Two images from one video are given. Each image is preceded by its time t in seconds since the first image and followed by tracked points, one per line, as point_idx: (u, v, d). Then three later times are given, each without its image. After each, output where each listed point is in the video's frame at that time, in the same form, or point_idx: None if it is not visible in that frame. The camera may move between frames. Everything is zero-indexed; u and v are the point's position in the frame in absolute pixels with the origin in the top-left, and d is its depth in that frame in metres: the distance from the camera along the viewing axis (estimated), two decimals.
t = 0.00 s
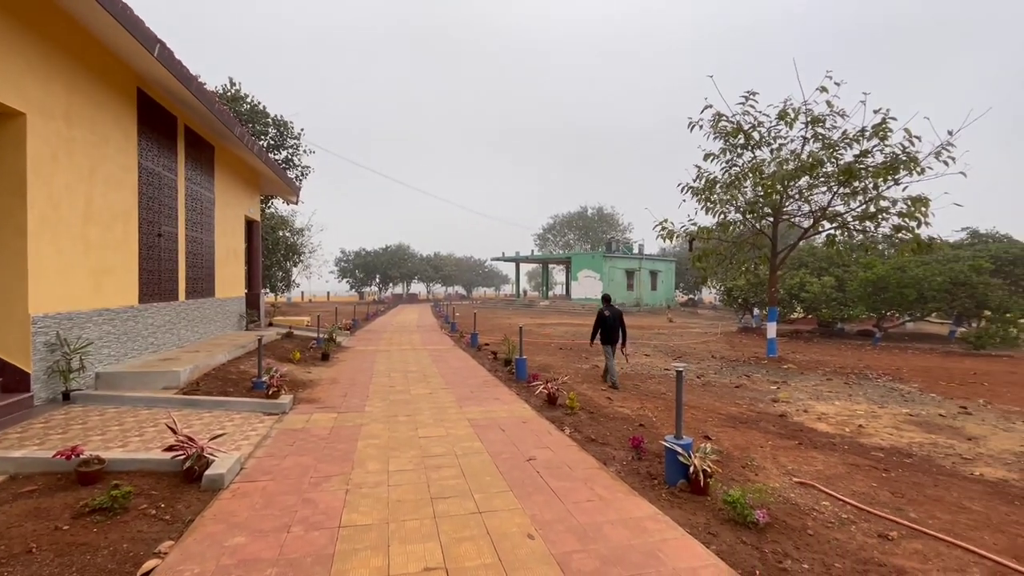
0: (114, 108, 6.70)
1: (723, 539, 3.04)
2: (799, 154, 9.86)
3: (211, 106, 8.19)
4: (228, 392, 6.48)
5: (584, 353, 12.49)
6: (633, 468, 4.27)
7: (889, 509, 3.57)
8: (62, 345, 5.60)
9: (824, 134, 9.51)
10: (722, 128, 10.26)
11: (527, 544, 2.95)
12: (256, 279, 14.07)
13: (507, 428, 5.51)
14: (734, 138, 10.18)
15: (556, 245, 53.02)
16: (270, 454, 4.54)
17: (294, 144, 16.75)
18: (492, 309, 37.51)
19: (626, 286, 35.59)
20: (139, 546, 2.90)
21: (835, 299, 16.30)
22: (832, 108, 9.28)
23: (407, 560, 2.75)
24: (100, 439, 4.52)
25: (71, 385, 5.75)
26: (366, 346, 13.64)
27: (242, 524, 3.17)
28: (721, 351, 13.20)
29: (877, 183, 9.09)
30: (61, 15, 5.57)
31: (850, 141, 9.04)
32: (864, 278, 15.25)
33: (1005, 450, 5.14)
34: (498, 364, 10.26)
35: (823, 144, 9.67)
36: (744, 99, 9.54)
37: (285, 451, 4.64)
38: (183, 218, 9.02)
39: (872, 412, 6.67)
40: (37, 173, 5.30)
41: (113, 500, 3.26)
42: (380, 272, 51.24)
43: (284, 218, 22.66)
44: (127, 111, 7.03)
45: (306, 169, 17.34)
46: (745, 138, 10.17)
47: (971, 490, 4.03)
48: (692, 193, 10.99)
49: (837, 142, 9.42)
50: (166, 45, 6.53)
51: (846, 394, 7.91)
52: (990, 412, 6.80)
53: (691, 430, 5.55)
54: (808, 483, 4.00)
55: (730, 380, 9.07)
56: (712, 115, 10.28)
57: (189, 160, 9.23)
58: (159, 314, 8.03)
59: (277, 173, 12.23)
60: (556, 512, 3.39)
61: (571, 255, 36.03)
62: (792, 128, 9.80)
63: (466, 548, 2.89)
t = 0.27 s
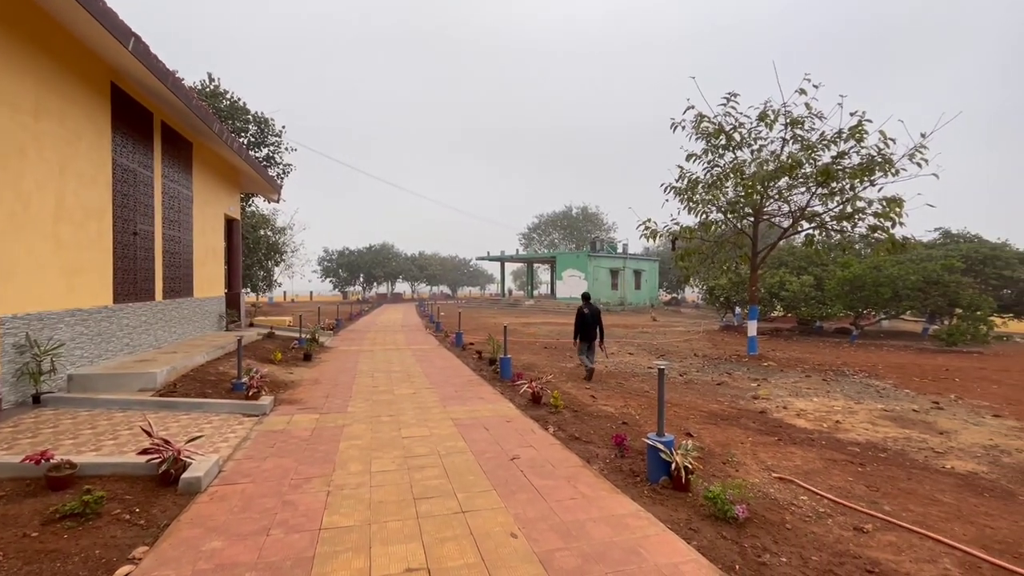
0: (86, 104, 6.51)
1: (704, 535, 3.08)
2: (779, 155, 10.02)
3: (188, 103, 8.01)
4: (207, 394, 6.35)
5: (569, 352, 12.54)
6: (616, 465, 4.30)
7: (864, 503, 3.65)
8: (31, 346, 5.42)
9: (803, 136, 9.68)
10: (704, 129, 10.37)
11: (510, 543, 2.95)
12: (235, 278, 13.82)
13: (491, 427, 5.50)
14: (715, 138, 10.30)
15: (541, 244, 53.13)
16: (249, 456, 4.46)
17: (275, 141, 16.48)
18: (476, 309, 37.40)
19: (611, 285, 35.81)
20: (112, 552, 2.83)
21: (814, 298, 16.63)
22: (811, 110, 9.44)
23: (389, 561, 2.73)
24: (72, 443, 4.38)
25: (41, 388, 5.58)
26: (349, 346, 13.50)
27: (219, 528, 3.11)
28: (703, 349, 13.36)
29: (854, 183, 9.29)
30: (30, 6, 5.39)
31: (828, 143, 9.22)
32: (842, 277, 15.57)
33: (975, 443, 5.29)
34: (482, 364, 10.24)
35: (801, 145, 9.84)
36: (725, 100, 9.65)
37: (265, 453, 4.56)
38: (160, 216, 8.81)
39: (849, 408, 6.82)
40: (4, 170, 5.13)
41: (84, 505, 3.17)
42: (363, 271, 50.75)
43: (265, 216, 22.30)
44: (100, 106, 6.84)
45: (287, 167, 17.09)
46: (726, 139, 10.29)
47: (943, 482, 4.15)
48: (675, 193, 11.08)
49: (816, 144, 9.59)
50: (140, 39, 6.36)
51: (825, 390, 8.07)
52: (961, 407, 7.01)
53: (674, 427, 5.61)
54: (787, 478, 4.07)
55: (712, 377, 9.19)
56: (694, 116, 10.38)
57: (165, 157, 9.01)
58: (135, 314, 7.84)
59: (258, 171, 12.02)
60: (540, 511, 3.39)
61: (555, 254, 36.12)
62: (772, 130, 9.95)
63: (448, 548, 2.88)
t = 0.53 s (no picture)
0: (57, 98, 6.32)
1: (685, 530, 3.11)
2: (759, 156, 10.19)
3: (164, 98, 7.83)
4: (184, 396, 6.21)
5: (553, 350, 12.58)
6: (600, 463, 4.33)
7: (840, 496, 3.73)
8: None
9: (782, 137, 9.85)
10: (686, 129, 10.49)
11: (494, 542, 2.95)
12: (214, 278, 13.55)
13: (475, 426, 5.49)
14: (697, 139, 10.43)
15: (526, 244, 53.20)
16: (228, 459, 4.38)
17: (255, 138, 16.20)
18: (461, 308, 37.28)
19: (595, 284, 36.00)
20: (84, 558, 2.75)
21: (793, 296, 16.94)
22: (790, 112, 9.62)
23: (371, 562, 2.70)
24: (41, 447, 4.25)
25: (9, 391, 5.41)
26: (331, 346, 13.34)
27: (197, 532, 3.05)
28: (686, 348, 13.52)
29: (831, 184, 9.49)
30: None
31: (806, 145, 9.40)
32: (820, 276, 15.89)
33: (946, 437, 5.45)
34: (467, 363, 10.21)
35: (781, 147, 10.02)
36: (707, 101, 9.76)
37: (244, 455, 4.48)
38: (135, 214, 8.60)
39: (826, 404, 6.97)
40: None
41: (54, 511, 3.07)
42: (346, 271, 50.20)
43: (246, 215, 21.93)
44: (71, 100, 6.64)
45: (268, 165, 16.81)
46: (708, 140, 10.43)
47: (915, 475, 4.26)
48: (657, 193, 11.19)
49: (794, 145, 9.78)
50: (114, 31, 6.19)
51: (803, 387, 8.23)
52: (933, 402, 7.21)
53: (656, 424, 5.66)
54: (766, 473, 4.14)
55: (694, 375, 9.31)
56: (676, 117, 10.49)
57: (141, 153, 8.80)
58: (109, 314, 7.63)
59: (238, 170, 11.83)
60: (523, 509, 3.39)
61: (540, 253, 36.20)
62: (752, 131, 10.11)
63: (431, 548, 2.86)
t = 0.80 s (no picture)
0: (26, 92, 6.11)
1: (668, 527, 3.15)
2: (739, 157, 10.33)
3: (140, 94, 7.63)
4: (161, 398, 6.07)
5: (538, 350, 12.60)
6: (584, 461, 4.35)
7: (819, 491, 3.81)
8: None
9: (762, 139, 10.01)
10: (668, 130, 10.59)
11: (478, 542, 2.94)
12: (192, 277, 13.27)
13: (459, 426, 5.47)
14: (680, 140, 10.55)
15: (511, 244, 53.21)
16: (207, 462, 4.29)
17: (235, 135, 15.91)
18: (445, 308, 37.12)
19: (579, 284, 36.19)
20: (55, 567, 2.66)
21: (773, 296, 17.23)
22: (769, 114, 9.78)
23: (354, 565, 2.67)
24: (10, 453, 4.11)
25: None
26: (313, 347, 13.17)
27: (174, 538, 2.98)
28: (668, 346, 13.67)
29: (809, 186, 9.68)
30: None
31: (785, 146, 9.57)
32: (799, 276, 16.19)
33: (919, 432, 5.61)
34: (451, 363, 10.17)
35: (761, 148, 10.17)
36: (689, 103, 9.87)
37: (224, 458, 4.40)
38: (109, 212, 8.37)
39: (805, 401, 7.10)
40: None
41: (24, 519, 2.98)
42: (329, 271, 49.59)
43: (225, 213, 21.54)
44: (42, 95, 6.43)
45: (248, 163, 16.51)
46: (690, 141, 10.54)
47: (890, 469, 4.37)
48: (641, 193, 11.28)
49: (774, 147, 9.94)
50: (86, 24, 6.01)
51: (783, 384, 8.38)
52: (906, 398, 7.40)
53: (640, 422, 5.71)
54: (747, 469, 4.20)
55: (676, 373, 9.41)
56: (659, 118, 10.59)
57: (115, 150, 8.56)
58: (82, 315, 7.42)
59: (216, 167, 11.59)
60: (508, 509, 3.39)
61: (524, 253, 36.23)
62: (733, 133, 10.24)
63: (415, 550, 2.84)
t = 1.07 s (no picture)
0: None
1: (653, 525, 3.17)
2: (722, 158, 10.46)
3: (116, 90, 7.44)
4: (139, 401, 5.93)
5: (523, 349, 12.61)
6: (570, 461, 4.36)
7: (800, 487, 3.87)
8: None
9: (744, 140, 10.14)
10: (653, 131, 10.67)
11: (464, 544, 2.93)
12: (171, 277, 12.99)
13: (445, 427, 5.45)
14: (664, 141, 10.64)
15: (497, 243, 53.18)
16: (187, 466, 4.20)
17: (216, 133, 15.62)
18: (431, 308, 36.95)
19: (565, 284, 36.31)
20: None
21: (755, 295, 17.49)
22: (751, 116, 9.91)
23: (337, 570, 2.64)
24: None
25: None
26: (297, 348, 13.00)
27: (152, 544, 2.91)
28: (654, 345, 13.79)
29: (790, 187, 9.83)
30: None
31: (767, 148, 9.71)
32: (780, 276, 16.46)
33: (896, 428, 5.74)
34: (437, 363, 10.12)
35: (743, 150, 10.31)
36: (673, 104, 9.95)
37: (204, 462, 4.31)
38: (84, 210, 8.15)
39: (786, 399, 7.23)
40: None
41: None
42: (313, 271, 49.01)
43: (205, 212, 21.14)
44: (12, 90, 6.24)
45: (229, 161, 16.23)
46: (674, 142, 10.64)
47: (868, 465, 4.46)
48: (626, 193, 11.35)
49: (756, 148, 10.08)
50: (59, 17, 5.83)
51: (765, 382, 8.51)
52: (884, 395, 7.57)
53: (625, 421, 5.74)
54: (730, 467, 4.26)
55: (661, 372, 9.50)
56: (644, 119, 10.66)
57: (91, 147, 8.35)
58: (55, 317, 7.22)
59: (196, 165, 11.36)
60: (494, 509, 3.39)
61: (510, 253, 36.23)
62: (716, 134, 10.36)
63: (401, 552, 2.82)
